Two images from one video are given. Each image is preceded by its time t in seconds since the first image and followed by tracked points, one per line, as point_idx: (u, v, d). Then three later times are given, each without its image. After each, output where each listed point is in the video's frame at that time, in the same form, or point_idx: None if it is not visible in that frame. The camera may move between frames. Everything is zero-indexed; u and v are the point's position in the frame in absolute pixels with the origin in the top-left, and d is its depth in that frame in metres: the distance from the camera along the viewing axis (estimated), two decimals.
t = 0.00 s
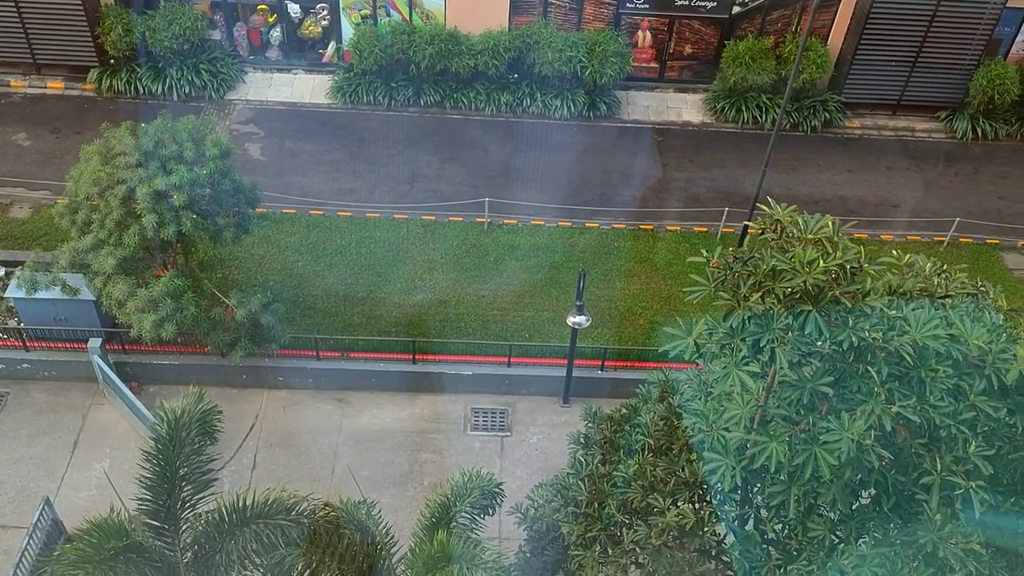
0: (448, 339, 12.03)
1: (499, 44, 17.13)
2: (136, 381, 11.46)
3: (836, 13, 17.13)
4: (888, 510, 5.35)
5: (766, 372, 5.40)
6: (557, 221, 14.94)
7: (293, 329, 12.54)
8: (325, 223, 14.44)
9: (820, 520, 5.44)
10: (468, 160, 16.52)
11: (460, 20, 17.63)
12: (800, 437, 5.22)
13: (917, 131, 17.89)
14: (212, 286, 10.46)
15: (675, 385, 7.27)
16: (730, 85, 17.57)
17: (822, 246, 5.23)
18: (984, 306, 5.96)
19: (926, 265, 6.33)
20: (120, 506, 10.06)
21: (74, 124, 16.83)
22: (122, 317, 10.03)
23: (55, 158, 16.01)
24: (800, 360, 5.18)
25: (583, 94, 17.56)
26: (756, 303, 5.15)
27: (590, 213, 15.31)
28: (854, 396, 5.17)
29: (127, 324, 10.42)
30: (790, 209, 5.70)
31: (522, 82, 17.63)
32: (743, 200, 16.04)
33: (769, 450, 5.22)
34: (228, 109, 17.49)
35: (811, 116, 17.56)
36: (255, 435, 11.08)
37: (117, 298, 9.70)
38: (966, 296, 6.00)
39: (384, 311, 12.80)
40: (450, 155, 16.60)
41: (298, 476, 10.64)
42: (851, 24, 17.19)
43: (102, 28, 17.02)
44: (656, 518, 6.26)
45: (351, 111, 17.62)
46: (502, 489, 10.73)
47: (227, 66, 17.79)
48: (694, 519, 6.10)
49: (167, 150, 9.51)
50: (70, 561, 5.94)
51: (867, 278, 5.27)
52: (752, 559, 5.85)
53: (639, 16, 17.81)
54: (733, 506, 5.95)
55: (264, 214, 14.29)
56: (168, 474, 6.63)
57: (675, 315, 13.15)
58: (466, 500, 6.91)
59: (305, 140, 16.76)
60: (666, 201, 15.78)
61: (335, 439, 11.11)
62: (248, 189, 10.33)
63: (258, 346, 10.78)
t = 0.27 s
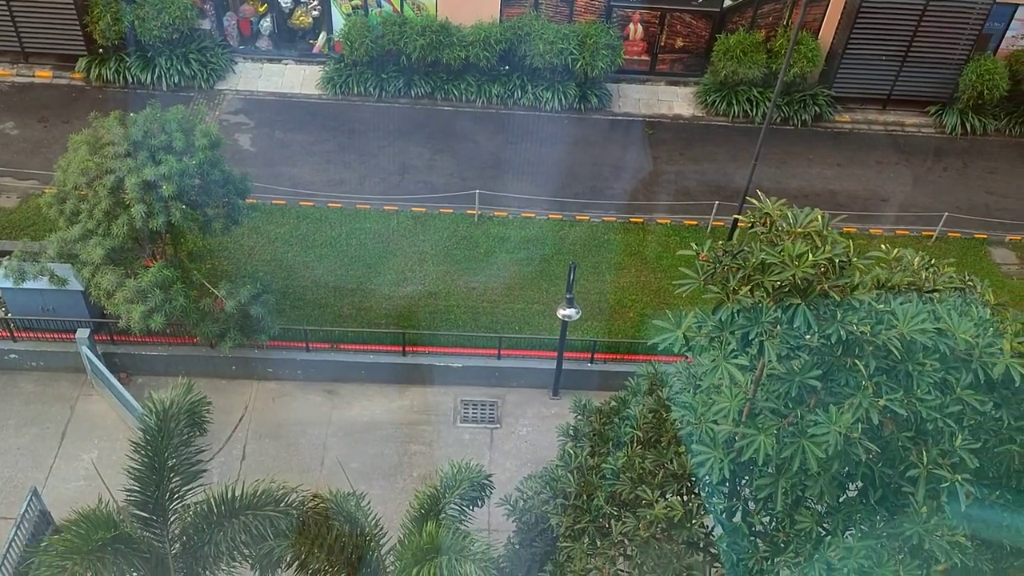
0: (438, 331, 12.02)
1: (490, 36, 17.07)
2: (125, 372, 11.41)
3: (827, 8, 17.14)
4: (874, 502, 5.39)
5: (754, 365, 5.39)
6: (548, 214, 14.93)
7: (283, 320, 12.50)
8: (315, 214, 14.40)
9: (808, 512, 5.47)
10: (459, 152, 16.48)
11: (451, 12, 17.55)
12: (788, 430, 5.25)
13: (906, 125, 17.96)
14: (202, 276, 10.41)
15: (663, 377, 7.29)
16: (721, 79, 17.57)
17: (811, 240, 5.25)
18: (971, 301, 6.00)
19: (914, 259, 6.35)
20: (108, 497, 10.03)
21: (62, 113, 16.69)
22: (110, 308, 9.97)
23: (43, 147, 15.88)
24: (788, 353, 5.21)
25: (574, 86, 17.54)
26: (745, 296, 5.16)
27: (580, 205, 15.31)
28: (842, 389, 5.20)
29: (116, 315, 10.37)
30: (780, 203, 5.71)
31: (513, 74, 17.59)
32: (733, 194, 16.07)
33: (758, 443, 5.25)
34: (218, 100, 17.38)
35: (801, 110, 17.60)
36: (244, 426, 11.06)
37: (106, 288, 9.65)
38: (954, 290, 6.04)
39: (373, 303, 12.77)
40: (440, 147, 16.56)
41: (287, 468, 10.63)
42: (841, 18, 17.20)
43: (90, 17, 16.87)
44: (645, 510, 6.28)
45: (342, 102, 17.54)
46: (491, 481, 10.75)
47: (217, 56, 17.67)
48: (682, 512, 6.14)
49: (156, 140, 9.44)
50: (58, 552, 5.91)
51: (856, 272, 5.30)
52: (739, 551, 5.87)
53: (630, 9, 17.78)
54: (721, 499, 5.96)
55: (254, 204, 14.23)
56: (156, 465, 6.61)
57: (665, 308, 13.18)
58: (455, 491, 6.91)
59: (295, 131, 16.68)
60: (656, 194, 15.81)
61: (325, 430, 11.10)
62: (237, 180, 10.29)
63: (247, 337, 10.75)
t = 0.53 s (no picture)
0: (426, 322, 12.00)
1: (479, 26, 16.99)
2: (111, 361, 11.35)
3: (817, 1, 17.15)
4: (859, 494, 5.42)
5: (741, 357, 5.41)
6: (536, 205, 14.93)
7: (270, 310, 12.45)
8: (303, 204, 14.34)
9: (793, 503, 5.50)
10: (448, 142, 16.43)
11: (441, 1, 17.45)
12: (774, 421, 5.29)
13: (894, 119, 18.03)
14: (189, 266, 10.35)
15: (651, 369, 7.31)
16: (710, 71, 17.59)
17: (798, 232, 5.26)
18: (957, 294, 6.04)
19: (901, 252, 6.39)
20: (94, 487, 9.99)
21: (48, 100, 16.52)
22: (97, 298, 9.91)
23: (28, 135, 15.72)
24: (775, 345, 5.23)
25: (563, 77, 17.51)
26: (732, 288, 5.18)
27: (569, 197, 15.31)
28: (828, 381, 5.23)
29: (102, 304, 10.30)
30: (768, 195, 5.73)
31: (503, 65, 17.54)
32: (722, 186, 16.11)
33: (744, 434, 5.28)
34: (205, 89, 17.24)
35: (790, 103, 17.64)
36: (231, 416, 11.03)
37: (92, 278, 9.59)
38: (939, 284, 6.09)
39: (360, 294, 12.73)
40: (429, 138, 16.50)
41: (274, 458, 10.61)
42: (831, 11, 17.22)
43: (76, 3, 16.69)
44: (632, 501, 6.33)
45: (330, 91, 17.45)
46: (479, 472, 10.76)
47: (205, 44, 17.52)
48: (668, 503, 6.18)
49: (142, 128, 9.35)
50: (42, 542, 5.86)
51: (843, 265, 5.32)
52: (725, 542, 5.92)
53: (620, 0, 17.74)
54: (707, 490, 5.94)
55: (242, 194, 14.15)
56: (142, 454, 6.58)
57: (652, 299, 13.21)
58: (442, 482, 6.92)
59: (283, 120, 16.57)
60: (644, 186, 15.82)
61: (312, 421, 11.08)
62: (225, 169, 10.22)
63: (234, 327, 10.70)
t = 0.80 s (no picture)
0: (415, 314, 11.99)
1: (469, 17, 16.91)
2: (98, 353, 11.29)
3: None
4: (845, 485, 5.46)
5: (728, 349, 5.43)
6: (525, 197, 14.91)
7: (258, 302, 12.40)
8: (292, 195, 14.28)
9: (780, 495, 5.54)
10: (437, 134, 16.38)
11: None
12: (761, 413, 5.31)
13: (882, 112, 18.10)
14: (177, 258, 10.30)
15: (638, 361, 7.33)
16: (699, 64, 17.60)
17: (786, 225, 5.28)
18: (943, 287, 6.08)
19: (888, 245, 6.42)
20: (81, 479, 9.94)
21: (34, 90, 16.36)
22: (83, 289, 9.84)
23: (14, 125, 15.56)
24: (763, 337, 5.25)
25: (553, 70, 17.47)
26: (720, 281, 5.19)
27: (558, 189, 15.30)
28: (815, 373, 5.25)
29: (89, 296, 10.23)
30: (756, 188, 5.74)
31: (492, 56, 17.49)
32: (711, 179, 16.14)
33: (731, 426, 5.30)
34: (193, 79, 17.11)
35: (779, 96, 17.67)
36: (219, 408, 10.99)
37: (79, 269, 9.52)
38: (926, 277, 6.13)
39: (348, 286, 12.68)
40: (418, 129, 16.44)
41: (262, 450, 10.58)
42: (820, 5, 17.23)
43: None
44: (619, 493, 6.33)
45: (319, 82, 17.36)
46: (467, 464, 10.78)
47: (192, 35, 17.39)
48: (656, 494, 6.19)
49: (129, 119, 9.27)
50: (29, 534, 5.84)
51: (830, 258, 5.33)
52: (712, 533, 5.96)
53: None
54: (694, 482, 6.01)
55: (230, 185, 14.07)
56: (129, 447, 6.56)
57: (641, 292, 13.24)
58: (431, 474, 6.93)
59: (272, 112, 16.47)
60: (633, 179, 15.82)
61: (301, 413, 11.06)
62: (213, 160, 10.16)
63: (222, 319, 10.65)
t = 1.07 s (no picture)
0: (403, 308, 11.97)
1: (457, 11, 16.84)
2: (85, 347, 11.22)
3: None
4: (831, 478, 5.48)
5: (716, 343, 5.44)
6: (514, 191, 14.89)
7: (246, 296, 12.35)
8: (280, 189, 14.22)
9: (767, 487, 5.57)
10: (425, 128, 16.34)
11: None
12: (748, 406, 5.33)
13: (869, 107, 18.18)
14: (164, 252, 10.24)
15: (626, 355, 7.36)
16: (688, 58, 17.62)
17: (773, 219, 5.29)
18: (929, 280, 6.12)
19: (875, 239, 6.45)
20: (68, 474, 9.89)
21: (19, 83, 16.20)
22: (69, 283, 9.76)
23: None
24: (750, 331, 5.27)
25: (541, 63, 17.45)
26: (708, 274, 5.20)
27: (547, 182, 15.29)
28: (802, 366, 5.27)
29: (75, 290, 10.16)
30: (743, 182, 5.75)
31: (481, 50, 17.45)
32: (699, 173, 16.17)
33: (719, 419, 5.31)
34: (180, 72, 16.99)
35: (767, 90, 17.71)
36: (207, 403, 10.95)
37: (65, 263, 9.45)
38: (912, 270, 6.17)
39: (336, 280, 12.66)
40: (406, 123, 16.39)
41: (250, 445, 10.55)
42: None
43: None
44: (608, 485, 6.32)
45: (307, 76, 17.28)
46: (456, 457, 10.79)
47: (179, 27, 17.27)
48: (643, 487, 6.17)
49: (114, 112, 9.18)
50: (15, 529, 5.79)
51: (817, 251, 5.35)
52: (700, 525, 5.99)
53: None
54: (682, 474, 6.05)
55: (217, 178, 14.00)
56: (117, 441, 6.52)
57: (629, 285, 13.26)
58: (419, 467, 6.93)
59: (259, 105, 16.38)
60: (621, 173, 15.84)
61: (290, 407, 11.03)
62: (200, 154, 10.10)
63: (210, 313, 10.60)
